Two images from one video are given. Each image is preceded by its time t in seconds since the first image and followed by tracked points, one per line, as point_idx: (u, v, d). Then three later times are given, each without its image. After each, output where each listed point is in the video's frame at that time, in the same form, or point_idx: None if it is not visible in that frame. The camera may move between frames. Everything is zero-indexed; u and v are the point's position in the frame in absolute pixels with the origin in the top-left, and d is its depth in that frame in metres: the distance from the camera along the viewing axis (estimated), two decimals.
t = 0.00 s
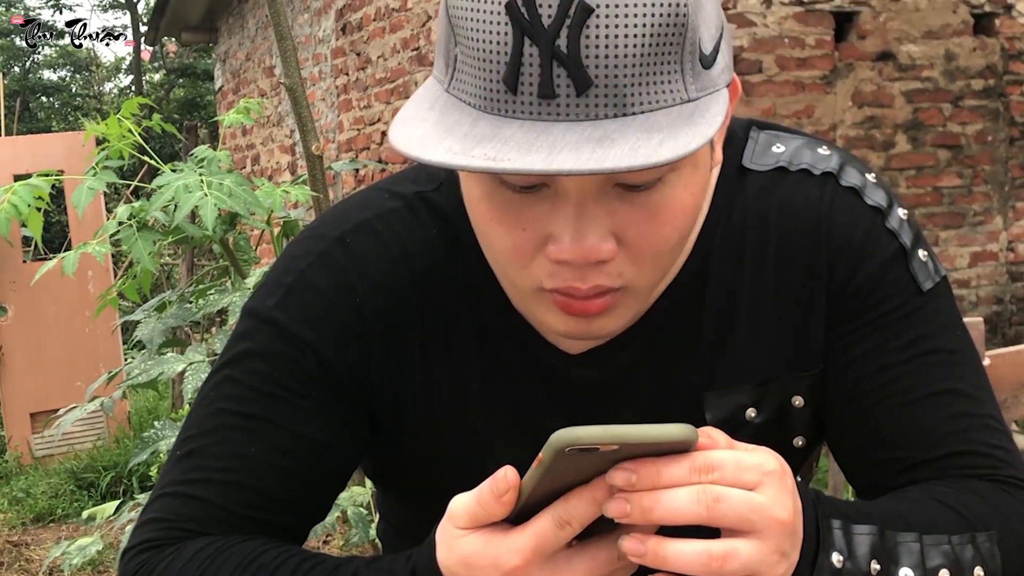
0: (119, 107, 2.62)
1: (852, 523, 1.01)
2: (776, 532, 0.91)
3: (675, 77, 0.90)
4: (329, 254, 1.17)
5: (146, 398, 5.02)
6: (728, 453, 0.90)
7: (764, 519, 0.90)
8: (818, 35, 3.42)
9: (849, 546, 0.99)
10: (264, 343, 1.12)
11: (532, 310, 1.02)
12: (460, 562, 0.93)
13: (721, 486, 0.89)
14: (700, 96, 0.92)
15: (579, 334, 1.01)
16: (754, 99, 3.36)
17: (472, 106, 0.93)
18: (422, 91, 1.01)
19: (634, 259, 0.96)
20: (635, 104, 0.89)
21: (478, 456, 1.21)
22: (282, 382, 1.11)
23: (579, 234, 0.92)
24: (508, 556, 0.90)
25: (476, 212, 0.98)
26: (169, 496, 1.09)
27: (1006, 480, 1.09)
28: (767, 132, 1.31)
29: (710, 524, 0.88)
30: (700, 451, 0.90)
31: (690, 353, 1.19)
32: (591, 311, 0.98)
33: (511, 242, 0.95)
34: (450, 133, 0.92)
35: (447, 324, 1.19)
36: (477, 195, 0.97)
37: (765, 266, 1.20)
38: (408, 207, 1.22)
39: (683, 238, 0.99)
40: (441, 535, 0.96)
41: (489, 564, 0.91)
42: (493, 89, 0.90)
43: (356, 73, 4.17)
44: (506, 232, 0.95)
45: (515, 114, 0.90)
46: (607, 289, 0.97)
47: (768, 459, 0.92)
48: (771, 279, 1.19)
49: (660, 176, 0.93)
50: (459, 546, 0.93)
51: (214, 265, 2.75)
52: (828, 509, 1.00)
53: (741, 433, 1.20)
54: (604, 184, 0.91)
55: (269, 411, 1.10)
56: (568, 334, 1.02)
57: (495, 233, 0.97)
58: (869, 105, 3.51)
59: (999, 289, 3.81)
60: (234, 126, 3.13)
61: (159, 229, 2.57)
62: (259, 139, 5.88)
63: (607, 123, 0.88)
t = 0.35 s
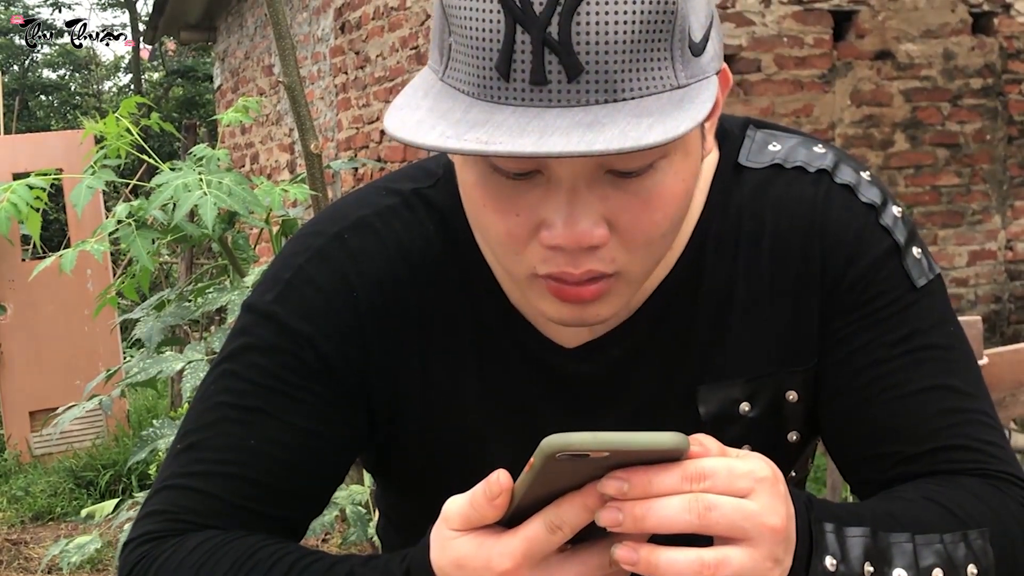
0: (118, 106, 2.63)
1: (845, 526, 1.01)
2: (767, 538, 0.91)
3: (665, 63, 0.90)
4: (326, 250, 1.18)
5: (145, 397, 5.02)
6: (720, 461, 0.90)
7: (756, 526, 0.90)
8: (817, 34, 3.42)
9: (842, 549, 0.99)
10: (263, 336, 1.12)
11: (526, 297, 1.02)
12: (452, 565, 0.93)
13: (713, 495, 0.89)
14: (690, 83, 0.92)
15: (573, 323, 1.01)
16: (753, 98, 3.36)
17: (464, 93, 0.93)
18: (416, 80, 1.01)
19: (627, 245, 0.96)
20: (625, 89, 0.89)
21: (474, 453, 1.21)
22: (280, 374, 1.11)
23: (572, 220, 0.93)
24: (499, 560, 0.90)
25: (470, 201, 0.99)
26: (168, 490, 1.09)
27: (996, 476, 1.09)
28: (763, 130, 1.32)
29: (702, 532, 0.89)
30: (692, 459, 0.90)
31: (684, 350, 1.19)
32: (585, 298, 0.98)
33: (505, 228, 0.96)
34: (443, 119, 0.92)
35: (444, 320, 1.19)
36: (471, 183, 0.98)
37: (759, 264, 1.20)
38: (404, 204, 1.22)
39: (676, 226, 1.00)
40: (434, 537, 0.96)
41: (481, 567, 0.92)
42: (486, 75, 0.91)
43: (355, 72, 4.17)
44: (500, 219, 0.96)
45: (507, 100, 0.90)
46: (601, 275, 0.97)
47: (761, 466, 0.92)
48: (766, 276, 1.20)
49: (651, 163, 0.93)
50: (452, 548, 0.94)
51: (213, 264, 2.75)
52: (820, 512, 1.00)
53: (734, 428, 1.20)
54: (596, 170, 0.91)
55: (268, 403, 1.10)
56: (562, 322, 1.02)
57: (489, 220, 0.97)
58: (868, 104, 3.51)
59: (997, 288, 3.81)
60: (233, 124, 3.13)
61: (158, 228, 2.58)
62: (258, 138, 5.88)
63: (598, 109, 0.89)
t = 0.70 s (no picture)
0: (117, 104, 2.62)
1: (844, 525, 1.01)
2: (767, 538, 0.91)
3: (664, 60, 0.91)
4: (325, 248, 1.18)
5: (145, 396, 5.02)
6: (719, 461, 0.90)
7: (754, 526, 0.90)
8: (816, 33, 3.42)
9: (842, 548, 0.99)
10: (262, 334, 1.13)
11: (525, 295, 1.02)
12: (450, 565, 0.93)
13: (711, 495, 0.89)
14: (689, 80, 0.92)
15: (571, 320, 1.01)
16: (752, 97, 3.36)
17: (463, 90, 0.93)
18: (414, 78, 1.01)
19: (626, 243, 0.96)
20: (625, 86, 0.89)
21: (473, 451, 1.21)
22: (280, 372, 1.11)
23: (571, 217, 0.93)
24: (497, 560, 0.90)
25: (469, 198, 0.99)
26: (167, 488, 1.09)
27: (995, 475, 1.09)
28: (762, 128, 1.32)
29: (702, 531, 0.89)
30: (691, 460, 0.90)
31: (682, 347, 1.19)
32: (583, 295, 0.98)
33: (504, 225, 0.96)
34: (442, 115, 0.92)
35: (442, 318, 1.20)
36: (470, 180, 0.98)
37: (758, 263, 1.20)
38: (403, 202, 1.23)
39: (674, 223, 1.00)
40: (433, 537, 0.96)
41: (479, 567, 0.92)
42: (485, 72, 0.91)
43: (355, 71, 4.17)
44: (498, 216, 0.96)
45: (506, 97, 0.90)
46: (599, 273, 0.97)
47: (760, 465, 0.93)
48: (765, 274, 1.20)
49: (650, 160, 0.94)
50: (450, 548, 0.94)
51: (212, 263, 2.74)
52: (818, 511, 1.00)
53: (733, 426, 1.20)
54: (595, 168, 0.92)
55: (267, 401, 1.11)
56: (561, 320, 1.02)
57: (488, 217, 0.97)
58: (867, 103, 3.51)
59: (996, 287, 3.82)
60: (232, 123, 3.13)
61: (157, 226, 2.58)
62: (257, 137, 5.88)
63: (597, 106, 0.89)
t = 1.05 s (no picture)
0: (115, 102, 2.62)
1: (844, 523, 1.01)
2: (768, 534, 0.91)
3: (663, 56, 0.91)
4: (323, 245, 1.18)
5: (145, 394, 5.02)
6: (719, 459, 0.90)
7: (756, 523, 0.90)
8: (815, 31, 3.42)
9: (842, 546, 0.99)
10: (262, 331, 1.13)
11: (523, 292, 1.01)
12: (449, 562, 0.93)
13: (713, 493, 0.89)
14: (688, 76, 0.92)
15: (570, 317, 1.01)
16: (751, 95, 3.36)
17: (462, 86, 0.93)
18: (412, 74, 1.01)
19: (625, 239, 0.96)
20: (623, 81, 0.89)
21: (472, 449, 1.21)
22: (279, 369, 1.11)
23: (570, 212, 0.93)
24: (495, 558, 0.90)
25: (467, 195, 0.99)
26: (165, 486, 1.09)
27: (996, 473, 1.09)
28: (761, 126, 1.32)
29: (703, 530, 0.89)
30: (691, 458, 0.90)
31: (682, 344, 1.19)
32: (582, 291, 0.98)
33: (503, 220, 0.96)
34: (441, 110, 0.92)
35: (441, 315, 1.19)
36: (469, 177, 0.97)
37: (757, 261, 1.20)
38: (402, 199, 1.22)
39: (673, 218, 0.99)
40: (432, 535, 0.96)
41: (477, 565, 0.92)
42: (484, 67, 0.91)
43: (354, 68, 4.17)
44: (497, 213, 0.96)
45: (504, 92, 0.90)
46: (598, 269, 0.97)
47: (760, 462, 0.93)
48: (764, 272, 1.20)
49: (649, 156, 0.94)
50: (448, 545, 0.94)
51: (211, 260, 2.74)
52: (818, 508, 1.00)
53: (733, 423, 1.20)
54: (594, 163, 0.92)
55: (267, 398, 1.11)
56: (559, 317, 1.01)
57: (486, 213, 0.97)
58: (866, 100, 3.51)
59: (995, 284, 3.82)
60: (231, 121, 3.12)
61: (156, 224, 2.57)
62: (257, 134, 5.87)
63: (596, 101, 0.88)
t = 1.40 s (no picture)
0: (114, 97, 2.61)
1: (846, 518, 1.01)
2: (773, 530, 0.92)
3: (660, 39, 0.90)
4: (323, 240, 1.19)
5: (145, 389, 5.02)
6: (722, 456, 0.91)
7: (760, 519, 0.90)
8: (815, 25, 3.41)
9: (844, 541, 1.00)
10: (262, 326, 1.13)
11: (522, 281, 1.01)
12: (450, 559, 0.94)
13: (717, 489, 0.89)
14: (685, 59, 0.92)
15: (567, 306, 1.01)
16: (751, 89, 3.36)
17: (460, 71, 0.93)
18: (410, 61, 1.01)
19: (623, 224, 0.96)
20: (621, 64, 0.89)
21: (471, 444, 1.21)
22: (280, 363, 1.12)
23: (569, 197, 0.93)
24: (496, 556, 0.91)
25: (465, 183, 0.99)
26: (166, 481, 1.09)
27: (997, 467, 1.09)
28: (761, 120, 1.31)
29: (708, 527, 0.89)
30: (694, 455, 0.91)
31: (681, 338, 1.19)
32: (582, 278, 0.98)
33: (501, 206, 0.96)
34: (439, 94, 0.92)
35: (440, 310, 1.20)
36: (468, 164, 0.98)
37: (756, 256, 1.20)
38: (401, 193, 1.23)
39: (673, 204, 0.99)
40: (433, 532, 0.97)
41: (478, 563, 0.92)
42: (481, 51, 0.91)
43: (353, 63, 4.16)
44: (495, 199, 0.96)
45: (501, 76, 0.90)
46: (597, 254, 0.97)
47: (763, 457, 0.93)
48: (764, 267, 1.20)
49: (647, 139, 0.94)
50: (449, 542, 0.94)
51: (211, 255, 2.74)
52: (820, 504, 1.00)
53: (732, 417, 1.20)
54: (592, 147, 0.92)
55: (267, 393, 1.11)
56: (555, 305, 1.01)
57: (486, 199, 0.97)
58: (866, 95, 3.51)
59: (995, 279, 3.82)
60: (230, 115, 3.12)
61: (155, 219, 2.57)
62: (256, 130, 5.87)
63: (593, 84, 0.88)
